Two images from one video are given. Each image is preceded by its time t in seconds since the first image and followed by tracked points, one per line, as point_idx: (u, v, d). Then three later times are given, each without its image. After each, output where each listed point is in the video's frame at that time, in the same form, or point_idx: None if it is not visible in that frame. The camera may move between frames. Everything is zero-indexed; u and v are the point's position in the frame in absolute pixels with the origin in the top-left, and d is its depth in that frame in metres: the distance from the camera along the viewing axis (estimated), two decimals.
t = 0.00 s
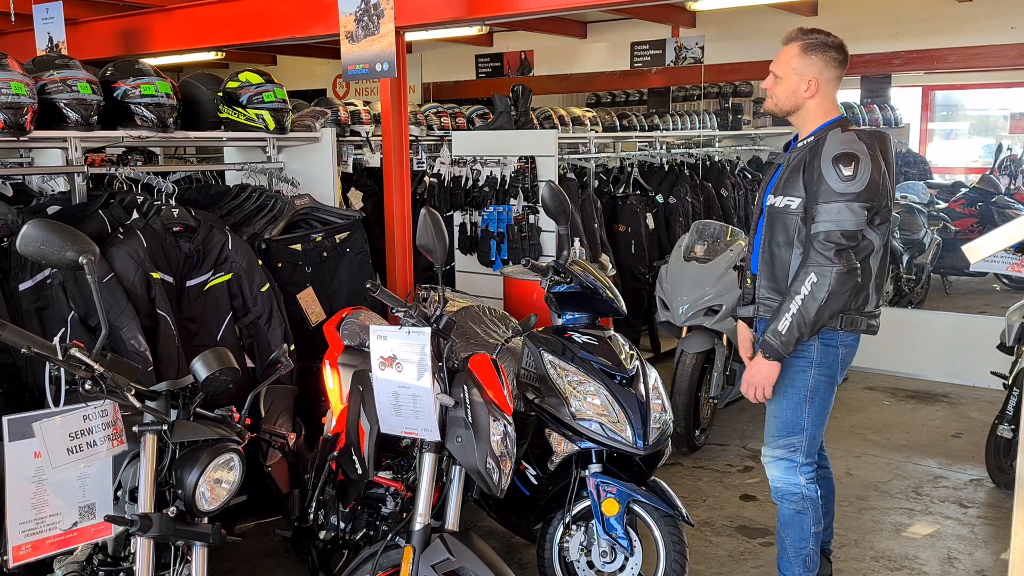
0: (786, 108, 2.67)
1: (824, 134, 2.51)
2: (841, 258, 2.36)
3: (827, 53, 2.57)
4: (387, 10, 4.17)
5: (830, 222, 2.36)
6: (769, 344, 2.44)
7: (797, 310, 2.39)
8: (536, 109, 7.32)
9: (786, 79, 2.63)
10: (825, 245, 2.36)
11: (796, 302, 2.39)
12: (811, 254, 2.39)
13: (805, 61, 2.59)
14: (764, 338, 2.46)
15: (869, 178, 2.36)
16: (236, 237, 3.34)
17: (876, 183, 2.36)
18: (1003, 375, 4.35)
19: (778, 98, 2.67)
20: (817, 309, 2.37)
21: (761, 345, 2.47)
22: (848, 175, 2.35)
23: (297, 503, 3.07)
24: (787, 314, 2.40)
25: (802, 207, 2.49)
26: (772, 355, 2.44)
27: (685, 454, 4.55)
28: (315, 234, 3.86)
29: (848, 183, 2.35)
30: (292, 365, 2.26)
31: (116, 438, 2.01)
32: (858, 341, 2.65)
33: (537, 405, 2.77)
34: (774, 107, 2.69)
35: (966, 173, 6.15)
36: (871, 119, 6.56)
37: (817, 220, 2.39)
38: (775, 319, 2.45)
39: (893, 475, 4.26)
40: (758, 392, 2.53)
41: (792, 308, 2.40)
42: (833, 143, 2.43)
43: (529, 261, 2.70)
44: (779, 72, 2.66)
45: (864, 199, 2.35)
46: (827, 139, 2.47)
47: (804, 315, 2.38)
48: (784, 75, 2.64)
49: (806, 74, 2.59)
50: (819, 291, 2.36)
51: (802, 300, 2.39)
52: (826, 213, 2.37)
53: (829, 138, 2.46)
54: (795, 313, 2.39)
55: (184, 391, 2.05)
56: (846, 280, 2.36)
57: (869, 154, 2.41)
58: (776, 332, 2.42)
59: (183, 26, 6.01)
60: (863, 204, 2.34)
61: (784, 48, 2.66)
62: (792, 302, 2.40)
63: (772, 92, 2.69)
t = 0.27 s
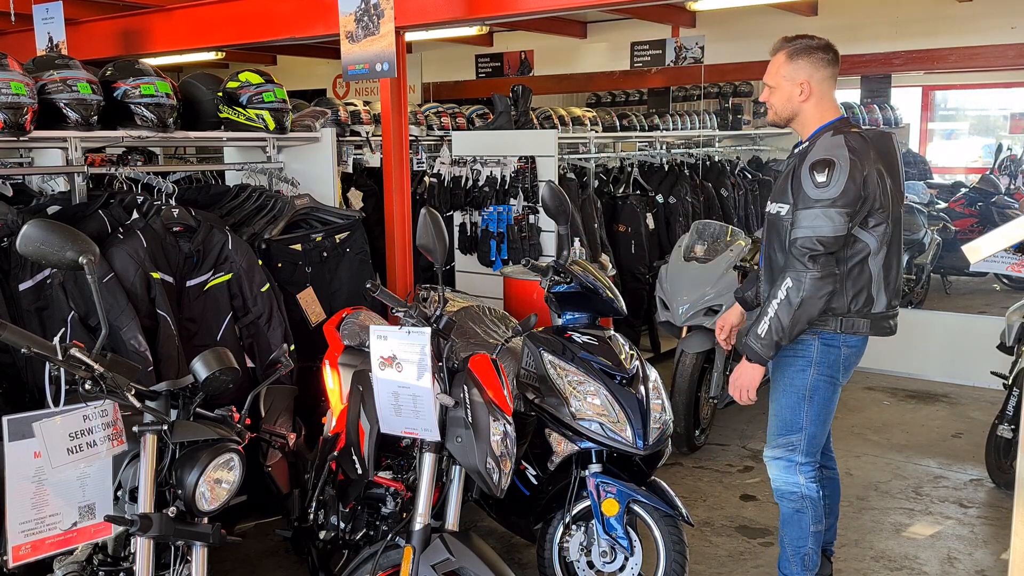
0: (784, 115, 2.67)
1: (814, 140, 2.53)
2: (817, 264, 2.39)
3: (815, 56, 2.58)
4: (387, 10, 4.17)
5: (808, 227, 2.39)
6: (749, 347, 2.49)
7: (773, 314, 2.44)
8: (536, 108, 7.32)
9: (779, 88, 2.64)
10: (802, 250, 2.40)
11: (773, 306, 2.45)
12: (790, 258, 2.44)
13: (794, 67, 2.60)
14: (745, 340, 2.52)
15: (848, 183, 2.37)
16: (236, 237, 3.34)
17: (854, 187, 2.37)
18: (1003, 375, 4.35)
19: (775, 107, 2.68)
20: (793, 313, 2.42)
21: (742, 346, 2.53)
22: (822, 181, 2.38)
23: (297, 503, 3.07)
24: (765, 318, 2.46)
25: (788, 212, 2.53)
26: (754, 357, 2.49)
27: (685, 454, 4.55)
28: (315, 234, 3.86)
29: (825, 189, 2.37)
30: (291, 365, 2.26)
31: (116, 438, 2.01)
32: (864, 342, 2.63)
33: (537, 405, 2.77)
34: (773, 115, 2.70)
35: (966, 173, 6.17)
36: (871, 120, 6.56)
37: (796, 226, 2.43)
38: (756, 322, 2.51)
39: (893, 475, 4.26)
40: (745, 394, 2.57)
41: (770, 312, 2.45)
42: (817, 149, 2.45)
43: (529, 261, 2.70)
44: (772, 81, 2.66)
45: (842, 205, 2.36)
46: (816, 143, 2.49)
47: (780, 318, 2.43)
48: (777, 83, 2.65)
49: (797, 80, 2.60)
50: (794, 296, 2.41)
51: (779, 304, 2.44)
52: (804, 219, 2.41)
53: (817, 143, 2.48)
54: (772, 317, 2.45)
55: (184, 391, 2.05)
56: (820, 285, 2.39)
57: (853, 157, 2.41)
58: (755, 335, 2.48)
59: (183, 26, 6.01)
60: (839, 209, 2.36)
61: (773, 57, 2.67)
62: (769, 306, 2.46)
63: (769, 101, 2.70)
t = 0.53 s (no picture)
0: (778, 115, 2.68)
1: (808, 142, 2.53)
2: (814, 269, 2.40)
3: (812, 56, 2.58)
4: (387, 10, 4.17)
5: (804, 233, 2.40)
6: (757, 351, 2.51)
7: (776, 320, 2.46)
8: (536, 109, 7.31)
9: (775, 86, 2.65)
10: (799, 256, 2.41)
11: (775, 312, 2.47)
12: (789, 264, 2.46)
13: (791, 65, 2.60)
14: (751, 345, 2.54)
15: (841, 187, 2.37)
16: (236, 237, 3.34)
17: (848, 190, 2.37)
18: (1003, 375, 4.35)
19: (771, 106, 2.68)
20: (794, 318, 2.44)
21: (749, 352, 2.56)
22: (815, 185, 2.38)
23: (297, 503, 3.06)
24: (769, 322, 2.48)
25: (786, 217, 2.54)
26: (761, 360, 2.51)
27: (685, 454, 4.55)
28: (315, 234, 3.86)
29: (818, 194, 2.38)
30: (291, 365, 2.26)
31: (116, 438, 2.01)
32: (869, 343, 2.63)
33: (537, 405, 2.77)
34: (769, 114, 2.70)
35: (967, 173, 6.20)
36: (871, 119, 6.59)
37: (793, 231, 2.44)
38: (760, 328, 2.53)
39: (893, 475, 4.26)
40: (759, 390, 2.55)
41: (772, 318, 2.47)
42: (810, 153, 2.46)
43: (529, 261, 2.70)
44: (770, 80, 2.67)
45: (835, 209, 2.37)
46: (809, 147, 2.49)
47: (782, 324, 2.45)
48: (774, 83, 2.65)
49: (793, 78, 2.60)
50: (795, 302, 2.43)
51: (781, 310, 2.46)
52: (800, 224, 2.42)
53: (810, 146, 2.48)
54: (775, 322, 2.46)
55: (184, 391, 2.05)
56: (820, 288, 2.40)
57: (845, 160, 2.40)
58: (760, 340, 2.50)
59: (183, 26, 6.01)
60: (834, 213, 2.37)
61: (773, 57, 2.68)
62: (772, 311, 2.48)
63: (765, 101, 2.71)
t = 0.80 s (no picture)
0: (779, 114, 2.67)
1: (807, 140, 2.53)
2: (815, 266, 2.40)
3: (814, 55, 2.58)
4: (387, 9, 4.17)
5: (806, 229, 2.40)
6: (756, 350, 2.51)
7: (776, 317, 2.45)
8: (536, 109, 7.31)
9: (777, 84, 2.65)
10: (801, 252, 2.41)
11: (774, 309, 2.46)
12: (789, 261, 2.45)
13: (794, 64, 2.60)
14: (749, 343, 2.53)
15: (842, 184, 2.37)
16: (236, 237, 3.34)
17: (849, 187, 2.37)
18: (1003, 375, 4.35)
19: (772, 106, 2.68)
20: (794, 316, 2.43)
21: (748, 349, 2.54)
22: (816, 182, 2.38)
23: (297, 503, 3.06)
24: (768, 320, 2.47)
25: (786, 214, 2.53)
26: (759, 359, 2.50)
27: (685, 454, 4.55)
28: (315, 234, 3.86)
29: (820, 190, 2.38)
30: (291, 365, 2.26)
31: (116, 438, 2.01)
32: (866, 342, 2.63)
33: (537, 405, 2.77)
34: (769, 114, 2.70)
35: (967, 173, 6.19)
36: (871, 120, 6.58)
37: (794, 228, 2.44)
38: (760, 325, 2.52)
39: (893, 475, 4.26)
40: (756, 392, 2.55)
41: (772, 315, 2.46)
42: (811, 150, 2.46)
43: (529, 261, 2.69)
44: (771, 78, 2.66)
45: (837, 206, 2.37)
46: (809, 144, 2.49)
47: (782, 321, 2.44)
48: (775, 81, 2.65)
49: (795, 77, 2.60)
50: (795, 299, 2.42)
51: (781, 308, 2.45)
52: (800, 221, 2.42)
53: (810, 144, 2.48)
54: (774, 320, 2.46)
55: (184, 391, 2.05)
56: (820, 285, 2.40)
57: (846, 157, 2.41)
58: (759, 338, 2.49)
59: (183, 26, 6.01)
60: (835, 210, 2.37)
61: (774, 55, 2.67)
62: (771, 309, 2.47)
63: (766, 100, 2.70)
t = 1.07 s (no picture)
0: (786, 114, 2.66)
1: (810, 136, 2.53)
2: (816, 260, 2.38)
3: (822, 55, 2.58)
4: (387, 9, 4.17)
5: (808, 223, 2.39)
6: (750, 344, 2.48)
7: (774, 311, 2.43)
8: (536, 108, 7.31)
9: (786, 82, 2.62)
10: (802, 246, 2.39)
11: (772, 303, 2.44)
12: (789, 254, 2.43)
13: (805, 63, 2.59)
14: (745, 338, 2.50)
15: (846, 178, 2.37)
16: (236, 237, 3.34)
17: (853, 182, 2.37)
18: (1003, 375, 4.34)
19: (779, 106, 2.66)
20: (793, 310, 2.41)
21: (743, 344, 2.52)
22: (820, 175, 2.37)
23: (297, 503, 3.06)
24: (765, 314, 2.45)
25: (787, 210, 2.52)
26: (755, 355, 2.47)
27: (685, 454, 4.55)
28: (315, 234, 3.86)
29: (824, 184, 2.37)
30: (291, 365, 2.26)
31: (116, 438, 2.01)
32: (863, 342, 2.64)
33: (537, 405, 2.77)
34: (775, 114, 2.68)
35: (967, 173, 6.18)
36: (871, 119, 6.58)
37: (795, 222, 2.43)
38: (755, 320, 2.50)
39: (893, 475, 4.26)
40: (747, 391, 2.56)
41: (770, 309, 2.44)
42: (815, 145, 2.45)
43: (529, 261, 2.69)
44: (779, 78, 2.63)
45: (840, 200, 2.36)
46: (812, 140, 2.49)
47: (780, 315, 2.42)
48: (784, 81, 2.62)
49: (806, 76, 2.59)
50: (794, 292, 2.40)
51: (779, 301, 2.43)
52: (803, 214, 2.40)
53: (814, 140, 2.48)
54: (772, 314, 2.44)
55: (185, 391, 2.05)
56: (820, 279, 2.39)
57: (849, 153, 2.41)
58: (755, 333, 2.47)
59: (183, 26, 6.01)
60: (838, 204, 2.36)
61: (781, 54, 2.64)
62: (769, 302, 2.45)
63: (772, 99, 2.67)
